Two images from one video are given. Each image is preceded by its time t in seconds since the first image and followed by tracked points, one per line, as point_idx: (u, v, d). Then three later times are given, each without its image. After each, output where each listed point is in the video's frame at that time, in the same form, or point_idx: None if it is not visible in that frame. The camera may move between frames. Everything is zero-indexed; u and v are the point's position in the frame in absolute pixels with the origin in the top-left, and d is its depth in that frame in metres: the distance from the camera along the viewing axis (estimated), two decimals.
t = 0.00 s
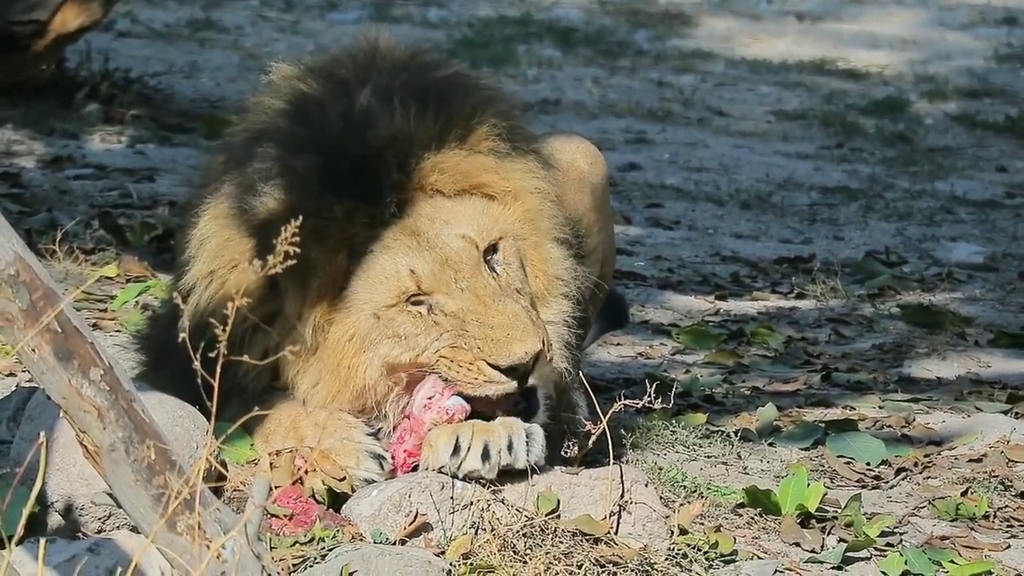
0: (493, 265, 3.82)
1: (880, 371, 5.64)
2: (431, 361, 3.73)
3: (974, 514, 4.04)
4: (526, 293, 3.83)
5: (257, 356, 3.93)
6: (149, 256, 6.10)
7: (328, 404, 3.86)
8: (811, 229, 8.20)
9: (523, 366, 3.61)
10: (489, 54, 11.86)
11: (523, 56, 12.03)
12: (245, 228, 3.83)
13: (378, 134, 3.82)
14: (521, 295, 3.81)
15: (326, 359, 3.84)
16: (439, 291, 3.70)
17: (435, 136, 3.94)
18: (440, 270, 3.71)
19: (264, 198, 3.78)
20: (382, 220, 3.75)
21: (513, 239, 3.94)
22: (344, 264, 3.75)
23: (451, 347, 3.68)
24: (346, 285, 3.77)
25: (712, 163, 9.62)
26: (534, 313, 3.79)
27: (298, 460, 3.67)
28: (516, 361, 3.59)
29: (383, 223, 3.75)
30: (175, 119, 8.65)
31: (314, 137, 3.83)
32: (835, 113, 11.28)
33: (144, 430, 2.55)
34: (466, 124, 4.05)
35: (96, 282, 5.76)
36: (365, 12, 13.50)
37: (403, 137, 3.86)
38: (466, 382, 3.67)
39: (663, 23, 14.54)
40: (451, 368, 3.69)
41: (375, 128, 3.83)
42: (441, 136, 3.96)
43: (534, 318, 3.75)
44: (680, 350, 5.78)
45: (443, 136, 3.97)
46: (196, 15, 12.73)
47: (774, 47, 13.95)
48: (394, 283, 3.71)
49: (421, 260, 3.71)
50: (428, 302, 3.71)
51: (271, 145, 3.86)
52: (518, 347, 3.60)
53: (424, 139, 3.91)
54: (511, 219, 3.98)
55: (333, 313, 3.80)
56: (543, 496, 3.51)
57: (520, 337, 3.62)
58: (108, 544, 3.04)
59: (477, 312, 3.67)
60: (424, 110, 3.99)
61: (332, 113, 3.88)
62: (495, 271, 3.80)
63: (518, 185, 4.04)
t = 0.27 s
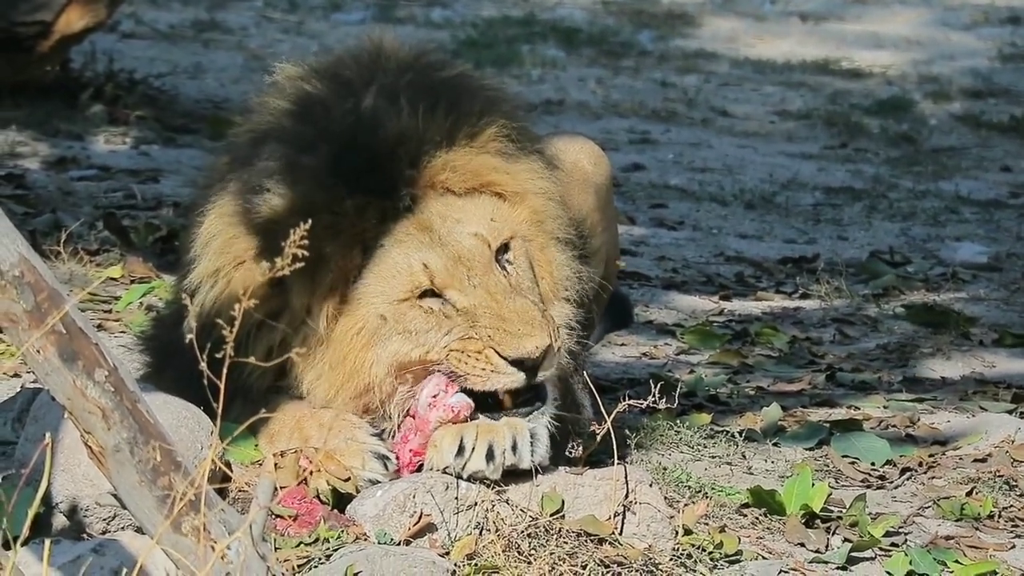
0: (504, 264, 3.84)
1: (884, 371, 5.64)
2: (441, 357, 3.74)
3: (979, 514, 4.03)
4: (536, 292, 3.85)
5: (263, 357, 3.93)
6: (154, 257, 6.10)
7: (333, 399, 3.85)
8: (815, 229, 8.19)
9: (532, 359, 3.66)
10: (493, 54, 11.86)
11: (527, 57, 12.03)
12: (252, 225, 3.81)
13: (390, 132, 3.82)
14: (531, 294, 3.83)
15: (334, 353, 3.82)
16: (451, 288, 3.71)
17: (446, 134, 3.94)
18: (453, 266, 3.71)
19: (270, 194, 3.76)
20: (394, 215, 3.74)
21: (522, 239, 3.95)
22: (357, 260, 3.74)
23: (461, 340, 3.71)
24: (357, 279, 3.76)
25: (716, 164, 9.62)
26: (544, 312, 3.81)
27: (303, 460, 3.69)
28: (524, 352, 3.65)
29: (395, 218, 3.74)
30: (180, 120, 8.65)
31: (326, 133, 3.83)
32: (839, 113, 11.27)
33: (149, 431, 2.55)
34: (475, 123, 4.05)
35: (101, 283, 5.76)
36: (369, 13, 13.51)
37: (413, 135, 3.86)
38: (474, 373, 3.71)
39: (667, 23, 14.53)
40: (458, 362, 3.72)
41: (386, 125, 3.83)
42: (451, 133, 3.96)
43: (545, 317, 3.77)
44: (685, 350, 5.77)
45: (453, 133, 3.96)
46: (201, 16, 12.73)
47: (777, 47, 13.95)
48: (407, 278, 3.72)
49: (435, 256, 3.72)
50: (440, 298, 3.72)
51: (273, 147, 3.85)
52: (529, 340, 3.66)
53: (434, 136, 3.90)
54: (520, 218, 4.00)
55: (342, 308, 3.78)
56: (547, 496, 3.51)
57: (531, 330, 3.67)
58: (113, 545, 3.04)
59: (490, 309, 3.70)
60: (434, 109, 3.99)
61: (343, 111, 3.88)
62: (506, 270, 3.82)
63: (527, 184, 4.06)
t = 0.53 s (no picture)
0: (509, 267, 3.84)
1: (887, 373, 5.63)
2: (440, 356, 3.74)
3: (982, 515, 4.02)
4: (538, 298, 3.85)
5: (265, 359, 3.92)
6: (156, 258, 6.10)
7: (332, 391, 3.85)
8: (818, 230, 8.19)
9: (529, 365, 3.67)
10: (496, 55, 11.86)
11: (530, 58, 12.04)
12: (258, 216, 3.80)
13: (404, 122, 3.83)
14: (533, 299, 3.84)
15: (334, 344, 3.80)
16: (456, 287, 3.71)
17: (458, 130, 3.95)
18: (460, 265, 3.72)
19: (276, 180, 3.75)
20: (404, 209, 3.76)
21: (527, 241, 3.96)
22: (362, 250, 3.73)
23: (461, 341, 3.71)
24: (363, 269, 3.76)
25: (719, 165, 9.61)
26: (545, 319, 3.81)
27: (306, 462, 3.69)
28: (523, 359, 3.66)
29: (406, 212, 3.76)
30: (183, 121, 8.65)
31: (338, 124, 3.83)
32: (842, 114, 11.27)
33: (151, 432, 2.55)
34: (486, 122, 4.06)
35: (103, 283, 5.77)
36: (373, 14, 13.52)
37: (425, 128, 3.87)
38: (467, 373, 3.72)
39: (670, 24, 14.53)
40: (453, 362, 3.73)
41: (400, 117, 3.84)
42: (462, 129, 3.97)
43: (546, 324, 3.78)
44: (687, 352, 5.77)
45: (465, 130, 3.98)
46: (204, 17, 12.73)
47: (780, 48, 13.94)
48: (413, 273, 3.72)
49: (443, 253, 3.72)
50: (445, 296, 3.73)
51: (271, 147, 3.85)
52: (528, 346, 3.67)
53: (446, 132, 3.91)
54: (527, 220, 4.00)
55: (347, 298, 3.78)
56: (550, 498, 3.51)
57: (529, 337, 3.68)
58: (116, 546, 3.04)
59: (493, 311, 3.70)
60: (445, 106, 4.00)
61: (354, 104, 3.89)
62: (511, 273, 3.83)
63: (535, 186, 4.05)
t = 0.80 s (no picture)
0: (512, 267, 3.84)
1: (890, 374, 5.63)
2: (444, 356, 3.74)
3: (985, 518, 4.03)
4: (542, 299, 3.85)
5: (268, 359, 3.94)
6: (160, 258, 6.10)
7: (342, 392, 3.87)
8: (821, 232, 8.19)
9: (537, 368, 3.65)
10: (500, 56, 11.86)
11: (534, 59, 12.04)
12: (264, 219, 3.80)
13: (408, 123, 3.84)
14: (537, 299, 3.84)
15: (341, 346, 3.83)
16: (459, 287, 3.71)
17: (461, 130, 3.95)
18: (463, 265, 3.72)
19: (279, 181, 3.75)
20: (406, 210, 3.75)
21: (531, 240, 3.95)
22: (363, 250, 3.73)
23: (467, 344, 3.70)
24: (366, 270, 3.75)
25: (723, 166, 9.61)
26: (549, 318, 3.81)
27: (309, 463, 3.68)
28: (531, 363, 3.63)
29: (408, 213, 3.75)
30: (186, 122, 8.65)
31: (343, 124, 3.83)
32: (845, 116, 11.27)
33: (154, 432, 2.55)
34: (488, 122, 4.06)
35: (107, 284, 5.77)
36: (376, 15, 13.52)
37: (429, 128, 3.87)
38: (474, 378, 3.70)
39: (674, 25, 14.52)
40: (462, 364, 3.72)
41: (404, 117, 3.85)
42: (465, 131, 3.96)
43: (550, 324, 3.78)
44: (691, 353, 5.77)
45: (468, 131, 3.97)
46: (208, 17, 12.74)
47: (785, 50, 13.94)
48: (415, 274, 3.71)
49: (445, 254, 3.72)
50: (448, 296, 3.72)
51: (275, 147, 3.84)
52: (535, 349, 3.64)
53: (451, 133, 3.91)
54: (531, 220, 3.99)
55: (350, 298, 3.79)
56: (553, 499, 3.51)
57: (534, 340, 3.65)
58: (119, 546, 3.04)
59: (497, 311, 3.69)
60: (448, 107, 3.99)
61: (358, 106, 3.88)
62: (514, 273, 3.83)
63: (539, 184, 4.05)
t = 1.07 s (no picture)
0: (514, 271, 3.85)
1: (892, 375, 5.63)
2: (446, 361, 3.75)
3: (987, 519, 4.03)
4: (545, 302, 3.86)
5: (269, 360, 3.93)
6: (161, 260, 6.10)
7: (342, 399, 3.86)
8: (823, 233, 8.19)
9: (539, 369, 3.64)
10: (501, 58, 11.87)
11: (535, 60, 12.04)
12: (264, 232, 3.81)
13: (404, 134, 3.82)
14: (539, 302, 3.84)
15: (340, 354, 3.83)
16: (460, 293, 3.72)
17: (458, 138, 3.95)
18: (463, 272, 3.73)
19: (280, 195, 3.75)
20: (404, 219, 3.76)
21: (533, 244, 3.96)
22: (366, 263, 3.75)
23: (469, 342, 3.70)
24: (367, 281, 3.77)
25: (725, 168, 9.61)
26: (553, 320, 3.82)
27: (310, 464, 3.68)
28: (532, 363, 3.62)
29: (406, 223, 3.76)
30: (188, 123, 8.66)
31: (340, 133, 3.82)
32: (847, 118, 11.27)
33: (156, 433, 2.55)
34: (487, 129, 4.06)
35: (109, 285, 5.77)
36: (379, 16, 13.53)
37: (425, 138, 3.86)
38: (479, 377, 3.70)
39: (675, 27, 14.53)
40: (464, 363, 3.72)
41: (399, 127, 3.83)
42: (463, 140, 3.96)
43: (553, 325, 3.78)
44: (692, 355, 5.77)
45: (466, 139, 3.97)
46: (209, 19, 12.75)
47: (787, 51, 13.94)
48: (416, 283, 3.73)
49: (445, 260, 3.73)
50: (448, 303, 3.74)
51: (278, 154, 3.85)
52: (535, 350, 3.62)
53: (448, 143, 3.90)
54: (533, 224, 4.00)
55: (351, 309, 3.79)
56: (555, 500, 3.51)
57: (535, 341, 3.64)
58: (121, 548, 3.04)
59: (499, 315, 3.70)
60: (446, 114, 3.99)
61: (355, 113, 3.87)
62: (516, 278, 3.83)
63: (540, 189, 4.05)
